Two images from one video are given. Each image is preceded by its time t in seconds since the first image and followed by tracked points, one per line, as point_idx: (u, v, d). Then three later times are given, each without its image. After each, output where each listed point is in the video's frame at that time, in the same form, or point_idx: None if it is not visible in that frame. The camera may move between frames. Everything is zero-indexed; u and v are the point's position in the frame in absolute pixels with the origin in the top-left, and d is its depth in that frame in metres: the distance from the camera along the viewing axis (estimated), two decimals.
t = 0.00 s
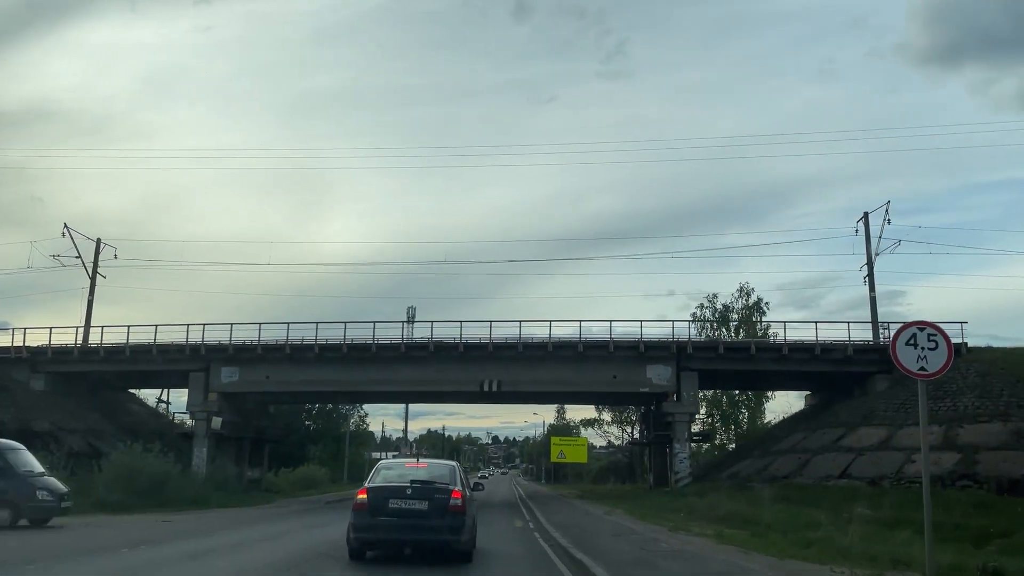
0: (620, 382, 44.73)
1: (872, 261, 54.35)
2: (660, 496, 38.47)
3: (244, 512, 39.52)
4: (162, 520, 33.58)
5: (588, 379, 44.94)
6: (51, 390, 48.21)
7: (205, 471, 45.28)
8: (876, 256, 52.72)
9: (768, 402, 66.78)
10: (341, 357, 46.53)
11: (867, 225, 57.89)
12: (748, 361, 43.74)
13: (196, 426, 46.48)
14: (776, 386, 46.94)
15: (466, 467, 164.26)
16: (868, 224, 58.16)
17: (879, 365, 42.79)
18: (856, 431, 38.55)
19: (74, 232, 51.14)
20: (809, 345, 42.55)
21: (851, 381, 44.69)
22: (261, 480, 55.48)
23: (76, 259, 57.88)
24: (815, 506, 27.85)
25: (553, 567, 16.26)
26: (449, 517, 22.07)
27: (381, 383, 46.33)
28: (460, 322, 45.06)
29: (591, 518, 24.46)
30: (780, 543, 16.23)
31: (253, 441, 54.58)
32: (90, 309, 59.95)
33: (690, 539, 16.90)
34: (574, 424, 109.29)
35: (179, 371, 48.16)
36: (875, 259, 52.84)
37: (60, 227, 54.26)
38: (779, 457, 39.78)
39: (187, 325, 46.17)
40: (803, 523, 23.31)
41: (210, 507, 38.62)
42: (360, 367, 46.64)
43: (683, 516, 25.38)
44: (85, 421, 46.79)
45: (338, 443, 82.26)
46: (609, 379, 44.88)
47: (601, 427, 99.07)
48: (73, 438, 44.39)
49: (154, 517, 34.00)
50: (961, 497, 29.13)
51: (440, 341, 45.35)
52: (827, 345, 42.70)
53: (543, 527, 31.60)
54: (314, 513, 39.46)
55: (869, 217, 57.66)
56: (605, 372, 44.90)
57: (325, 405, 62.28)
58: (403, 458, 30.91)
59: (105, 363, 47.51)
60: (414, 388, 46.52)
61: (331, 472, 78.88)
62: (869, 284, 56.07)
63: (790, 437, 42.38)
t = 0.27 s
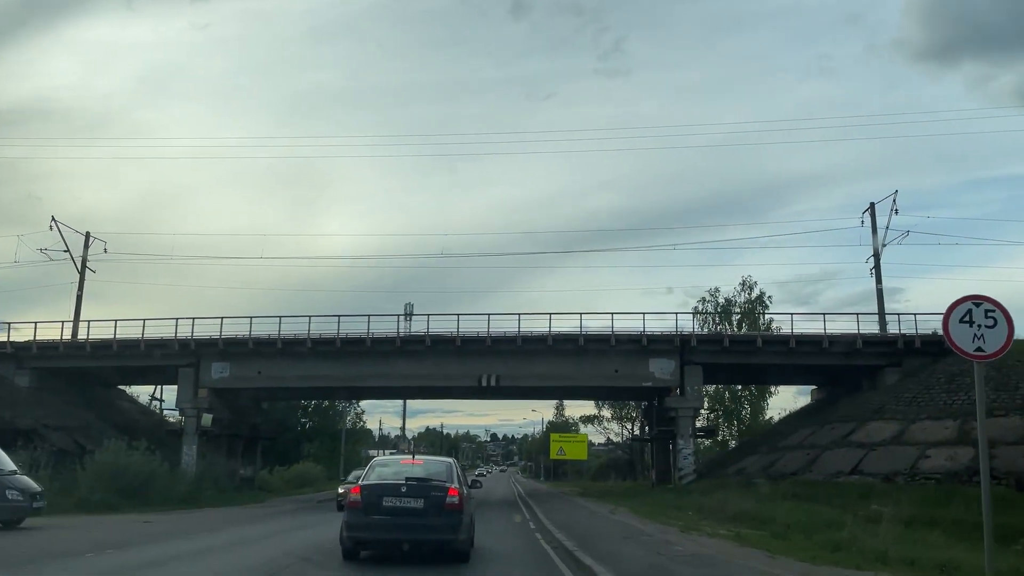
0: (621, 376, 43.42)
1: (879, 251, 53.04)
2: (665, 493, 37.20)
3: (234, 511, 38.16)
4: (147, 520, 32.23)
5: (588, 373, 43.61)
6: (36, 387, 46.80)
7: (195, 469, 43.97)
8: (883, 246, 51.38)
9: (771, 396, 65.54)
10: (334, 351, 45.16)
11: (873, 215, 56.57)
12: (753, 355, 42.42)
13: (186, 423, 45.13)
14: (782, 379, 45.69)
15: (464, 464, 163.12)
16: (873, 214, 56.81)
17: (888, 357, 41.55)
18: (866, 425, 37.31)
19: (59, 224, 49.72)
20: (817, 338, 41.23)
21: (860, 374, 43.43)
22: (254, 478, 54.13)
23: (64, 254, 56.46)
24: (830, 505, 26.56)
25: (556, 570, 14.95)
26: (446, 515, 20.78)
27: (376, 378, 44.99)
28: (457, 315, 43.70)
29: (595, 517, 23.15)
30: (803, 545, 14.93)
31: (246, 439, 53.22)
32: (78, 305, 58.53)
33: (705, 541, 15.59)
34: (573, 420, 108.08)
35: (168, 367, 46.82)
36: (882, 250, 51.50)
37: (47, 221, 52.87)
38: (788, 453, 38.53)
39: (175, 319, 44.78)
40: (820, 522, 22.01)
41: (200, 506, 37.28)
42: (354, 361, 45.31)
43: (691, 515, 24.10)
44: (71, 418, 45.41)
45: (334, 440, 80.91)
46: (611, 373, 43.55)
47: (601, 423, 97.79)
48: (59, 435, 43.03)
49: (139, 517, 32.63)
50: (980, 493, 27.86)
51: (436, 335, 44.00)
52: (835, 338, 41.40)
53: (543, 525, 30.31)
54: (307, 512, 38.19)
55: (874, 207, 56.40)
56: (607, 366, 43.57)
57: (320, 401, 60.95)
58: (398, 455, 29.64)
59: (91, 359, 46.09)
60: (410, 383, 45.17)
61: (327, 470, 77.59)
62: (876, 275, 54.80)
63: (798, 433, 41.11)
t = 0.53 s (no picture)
0: (624, 369, 42.21)
1: (887, 242, 51.81)
2: (670, 489, 36.00)
3: (225, 509, 36.95)
4: (133, 518, 31.03)
5: (590, 366, 42.41)
6: (23, 382, 45.56)
7: (185, 467, 42.76)
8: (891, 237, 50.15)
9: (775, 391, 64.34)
10: (328, 345, 43.93)
11: (880, 205, 55.35)
12: (760, 348, 41.19)
13: (177, 419, 43.91)
14: (789, 373, 44.50)
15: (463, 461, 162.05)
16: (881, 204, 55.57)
17: (899, 350, 40.36)
18: (878, 419, 36.15)
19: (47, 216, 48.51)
20: (826, 330, 40.04)
21: (870, 367, 42.25)
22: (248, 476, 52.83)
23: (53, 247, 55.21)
24: (845, 501, 25.36)
25: (560, 574, 13.72)
26: (444, 514, 19.58)
27: (372, 372, 43.78)
28: (455, 307, 42.49)
29: (599, 516, 21.91)
30: (829, 547, 13.70)
31: (239, 435, 51.93)
32: (69, 299, 57.31)
33: (722, 542, 14.36)
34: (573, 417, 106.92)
35: (160, 361, 45.60)
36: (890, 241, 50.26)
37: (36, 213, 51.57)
38: (796, 448, 37.36)
39: (166, 311, 43.54)
40: (838, 519, 20.82)
41: (189, 504, 36.09)
42: (348, 356, 44.09)
43: (701, 512, 22.91)
44: (59, 414, 44.17)
45: (331, 437, 79.61)
46: (613, 367, 42.34)
47: (602, 419, 96.61)
48: (46, 432, 41.81)
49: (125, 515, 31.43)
50: (1001, 489, 26.67)
51: (434, 328, 42.78)
52: (845, 330, 40.18)
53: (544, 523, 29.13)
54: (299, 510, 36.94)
55: (882, 197, 55.18)
56: (610, 359, 42.36)
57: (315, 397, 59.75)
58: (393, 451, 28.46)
59: (80, 354, 44.85)
60: (407, 378, 43.94)
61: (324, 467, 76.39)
62: (884, 267, 53.59)
63: (806, 427, 39.93)
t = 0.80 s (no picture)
0: (628, 363, 41.02)
1: (895, 233, 50.60)
2: (676, 486, 34.80)
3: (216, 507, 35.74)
4: (119, 517, 29.82)
5: (593, 360, 41.20)
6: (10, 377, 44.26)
7: (176, 465, 41.64)
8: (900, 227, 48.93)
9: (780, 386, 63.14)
10: (324, 338, 42.75)
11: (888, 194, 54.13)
12: (768, 341, 39.98)
13: (169, 415, 42.71)
14: (797, 366, 43.31)
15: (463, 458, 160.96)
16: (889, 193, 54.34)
17: (912, 342, 39.20)
18: (891, 413, 34.99)
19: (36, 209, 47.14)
20: (836, 321, 38.86)
21: (881, 360, 41.09)
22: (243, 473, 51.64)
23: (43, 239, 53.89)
24: (864, 499, 24.17)
25: None
26: (443, 513, 18.38)
27: (369, 366, 42.59)
28: (454, 299, 41.25)
29: (606, 514, 20.70)
30: (862, 549, 12.49)
31: (234, 432, 50.74)
32: (59, 293, 56.02)
33: (745, 544, 13.14)
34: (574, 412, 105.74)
35: (150, 355, 44.38)
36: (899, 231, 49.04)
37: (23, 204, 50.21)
38: (807, 443, 36.18)
39: (156, 304, 42.31)
40: (860, 517, 19.63)
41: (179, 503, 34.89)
42: (344, 350, 42.89)
43: (713, 510, 21.73)
44: (47, 410, 42.91)
45: (329, 435, 78.90)
46: (617, 360, 41.13)
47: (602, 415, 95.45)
48: (33, 429, 40.56)
49: (111, 514, 30.21)
50: None
51: (432, 321, 41.55)
52: (856, 321, 38.98)
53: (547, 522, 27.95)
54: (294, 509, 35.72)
55: (890, 186, 53.95)
56: (613, 352, 41.16)
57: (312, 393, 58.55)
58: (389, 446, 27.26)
59: (68, 348, 43.55)
60: (404, 372, 42.73)
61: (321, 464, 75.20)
62: (893, 258, 52.38)
63: (816, 422, 38.77)
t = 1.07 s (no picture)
0: (632, 357, 39.98)
1: (904, 224, 49.51)
2: (682, 483, 33.79)
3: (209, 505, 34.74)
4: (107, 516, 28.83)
5: (596, 354, 40.16)
6: None
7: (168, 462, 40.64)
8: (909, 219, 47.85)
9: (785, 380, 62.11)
10: (320, 333, 41.71)
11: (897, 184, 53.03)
12: (776, 334, 38.92)
13: (161, 411, 41.71)
14: (805, 360, 42.28)
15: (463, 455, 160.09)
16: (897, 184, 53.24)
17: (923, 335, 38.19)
18: (904, 408, 33.98)
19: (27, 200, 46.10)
20: (846, 314, 37.82)
21: (891, 354, 40.09)
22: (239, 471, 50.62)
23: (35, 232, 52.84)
24: (881, 496, 23.16)
25: None
26: (442, 512, 17.32)
27: (366, 361, 41.57)
28: (453, 292, 40.20)
29: (613, 513, 19.64)
30: (896, 553, 11.42)
31: (229, 428, 49.72)
32: (51, 287, 54.99)
33: (767, 548, 12.07)
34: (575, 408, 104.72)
35: (143, 350, 43.36)
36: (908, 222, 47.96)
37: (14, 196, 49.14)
38: (816, 439, 35.17)
39: (148, 298, 41.27)
40: (881, 515, 18.62)
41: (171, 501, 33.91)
42: (341, 344, 41.85)
43: (725, 509, 20.72)
44: (37, 406, 41.90)
45: (327, 431, 77.95)
46: (620, 354, 40.08)
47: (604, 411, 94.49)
48: (22, 425, 39.55)
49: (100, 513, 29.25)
50: None
51: (431, 314, 40.51)
52: (866, 314, 37.94)
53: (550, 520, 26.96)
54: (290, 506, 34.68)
55: (898, 177, 52.87)
56: (617, 346, 40.11)
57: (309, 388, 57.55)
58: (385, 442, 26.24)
59: (58, 343, 42.53)
60: (402, 366, 41.70)
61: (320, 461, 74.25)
62: (901, 250, 51.33)
63: (825, 416, 37.76)
